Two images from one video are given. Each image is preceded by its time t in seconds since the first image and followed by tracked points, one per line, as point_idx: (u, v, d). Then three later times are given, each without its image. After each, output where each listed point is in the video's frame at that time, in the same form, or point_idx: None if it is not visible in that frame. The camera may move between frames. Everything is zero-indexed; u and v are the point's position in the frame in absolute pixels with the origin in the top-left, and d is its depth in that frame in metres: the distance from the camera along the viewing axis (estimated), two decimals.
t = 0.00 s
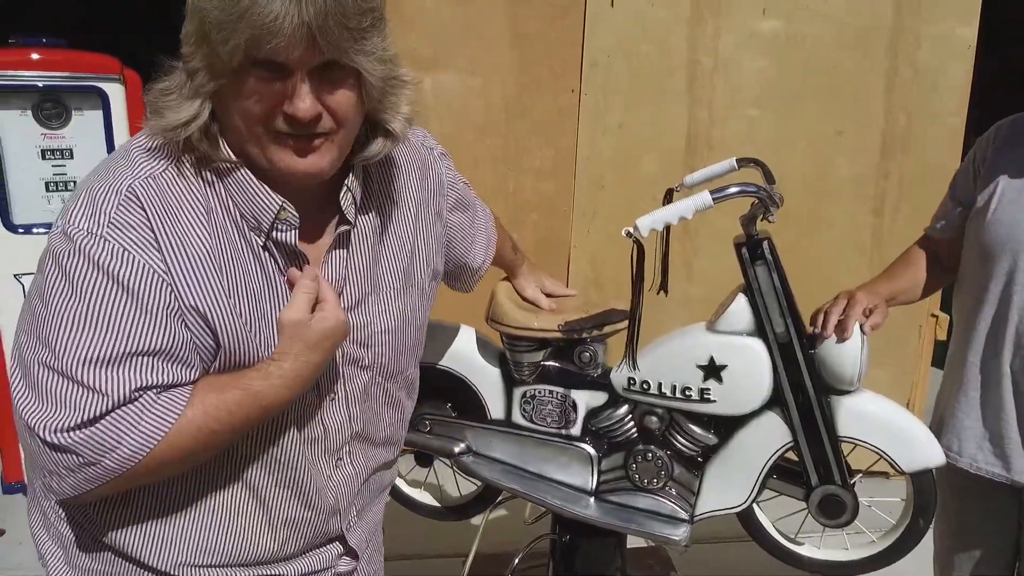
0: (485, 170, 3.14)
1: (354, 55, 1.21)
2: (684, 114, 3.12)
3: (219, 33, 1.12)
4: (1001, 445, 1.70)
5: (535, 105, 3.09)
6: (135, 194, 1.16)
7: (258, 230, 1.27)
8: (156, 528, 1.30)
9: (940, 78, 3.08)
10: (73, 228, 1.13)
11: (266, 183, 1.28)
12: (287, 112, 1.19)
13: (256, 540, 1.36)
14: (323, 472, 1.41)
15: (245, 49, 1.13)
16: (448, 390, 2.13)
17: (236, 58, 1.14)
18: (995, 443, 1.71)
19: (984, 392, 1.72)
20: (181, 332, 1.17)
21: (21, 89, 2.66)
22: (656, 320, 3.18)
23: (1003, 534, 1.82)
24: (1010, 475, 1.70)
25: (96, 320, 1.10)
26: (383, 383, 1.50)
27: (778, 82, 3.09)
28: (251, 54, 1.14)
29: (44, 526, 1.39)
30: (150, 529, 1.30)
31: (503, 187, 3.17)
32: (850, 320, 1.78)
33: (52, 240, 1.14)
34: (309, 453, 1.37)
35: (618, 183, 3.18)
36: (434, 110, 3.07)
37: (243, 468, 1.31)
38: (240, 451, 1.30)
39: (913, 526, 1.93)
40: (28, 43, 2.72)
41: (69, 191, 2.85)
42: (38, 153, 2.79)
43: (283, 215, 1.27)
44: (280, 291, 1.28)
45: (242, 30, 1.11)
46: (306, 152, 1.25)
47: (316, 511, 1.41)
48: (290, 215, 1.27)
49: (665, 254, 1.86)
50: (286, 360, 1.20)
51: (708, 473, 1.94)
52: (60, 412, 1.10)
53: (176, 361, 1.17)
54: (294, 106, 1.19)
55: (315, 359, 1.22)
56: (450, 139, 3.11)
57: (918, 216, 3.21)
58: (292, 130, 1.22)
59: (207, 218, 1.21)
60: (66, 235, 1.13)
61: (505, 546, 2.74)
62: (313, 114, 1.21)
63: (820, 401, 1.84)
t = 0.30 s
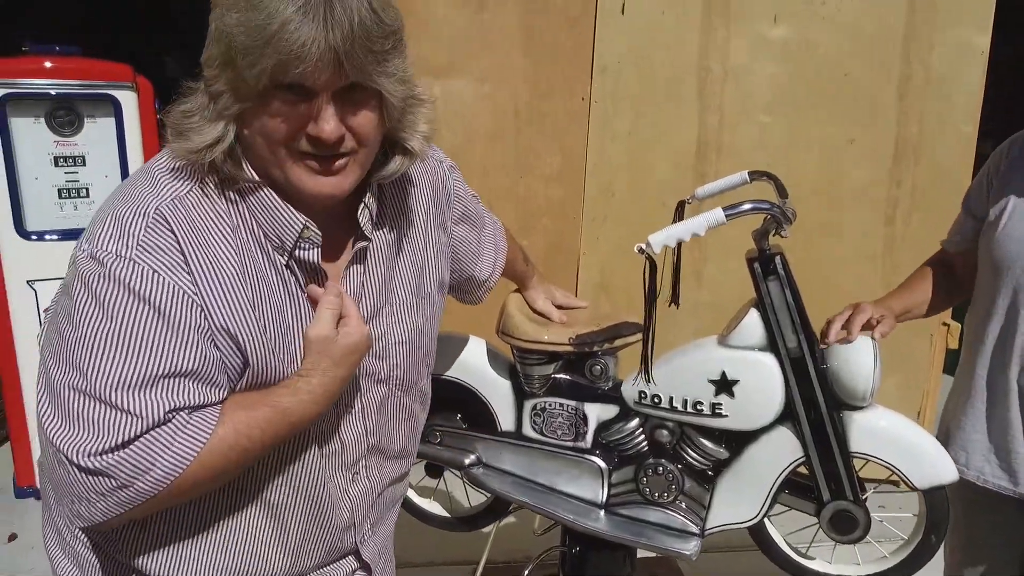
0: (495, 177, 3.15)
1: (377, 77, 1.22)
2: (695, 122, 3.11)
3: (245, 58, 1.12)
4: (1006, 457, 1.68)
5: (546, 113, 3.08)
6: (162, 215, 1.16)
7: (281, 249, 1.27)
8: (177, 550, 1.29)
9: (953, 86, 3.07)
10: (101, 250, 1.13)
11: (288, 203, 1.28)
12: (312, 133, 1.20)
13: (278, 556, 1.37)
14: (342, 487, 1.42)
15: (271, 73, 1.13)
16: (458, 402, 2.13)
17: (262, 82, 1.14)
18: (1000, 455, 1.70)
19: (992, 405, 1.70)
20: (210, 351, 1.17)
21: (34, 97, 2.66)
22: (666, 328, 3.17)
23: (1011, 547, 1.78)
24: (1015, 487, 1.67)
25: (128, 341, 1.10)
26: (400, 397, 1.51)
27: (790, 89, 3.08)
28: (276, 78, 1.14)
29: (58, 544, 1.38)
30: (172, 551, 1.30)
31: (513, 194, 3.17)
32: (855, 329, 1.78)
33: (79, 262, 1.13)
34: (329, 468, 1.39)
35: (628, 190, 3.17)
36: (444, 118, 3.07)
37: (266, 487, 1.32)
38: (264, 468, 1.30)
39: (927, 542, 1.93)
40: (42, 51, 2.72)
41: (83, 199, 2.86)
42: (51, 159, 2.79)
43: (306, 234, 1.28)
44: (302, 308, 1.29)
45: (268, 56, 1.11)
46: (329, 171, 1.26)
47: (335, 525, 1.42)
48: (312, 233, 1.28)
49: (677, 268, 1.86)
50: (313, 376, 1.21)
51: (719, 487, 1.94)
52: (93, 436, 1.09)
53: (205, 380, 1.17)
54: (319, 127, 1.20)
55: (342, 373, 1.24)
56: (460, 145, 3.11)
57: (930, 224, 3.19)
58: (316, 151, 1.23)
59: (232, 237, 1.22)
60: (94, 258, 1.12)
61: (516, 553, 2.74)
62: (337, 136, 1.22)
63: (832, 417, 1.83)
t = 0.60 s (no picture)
0: (503, 181, 3.14)
1: (407, 91, 1.23)
2: (705, 127, 3.09)
3: (280, 74, 1.12)
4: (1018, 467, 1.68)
5: (555, 117, 3.08)
6: (191, 224, 1.16)
7: (306, 256, 1.28)
8: (218, 566, 1.30)
9: (967, 90, 3.03)
10: (134, 261, 1.11)
11: (314, 211, 1.29)
12: (343, 147, 1.20)
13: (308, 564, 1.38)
14: (359, 496, 1.42)
15: (304, 91, 1.13)
16: (467, 408, 2.13)
17: (295, 98, 1.14)
18: (1013, 465, 1.69)
19: (1004, 414, 1.69)
20: (248, 356, 1.17)
21: (46, 100, 2.67)
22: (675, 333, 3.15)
23: None
24: None
25: (169, 350, 1.09)
26: (416, 402, 1.51)
27: (801, 93, 3.06)
28: (309, 94, 1.14)
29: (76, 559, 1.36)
30: (211, 569, 1.29)
31: (522, 198, 3.16)
32: (866, 339, 1.80)
33: (110, 275, 1.12)
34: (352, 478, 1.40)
35: (637, 195, 3.16)
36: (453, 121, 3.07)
37: (298, 495, 1.33)
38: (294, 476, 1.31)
39: (937, 552, 1.91)
40: (53, 54, 2.73)
41: (96, 202, 2.86)
42: (62, 163, 2.79)
43: (332, 241, 1.29)
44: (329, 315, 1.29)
45: (302, 73, 1.11)
46: (357, 184, 1.26)
47: (352, 533, 1.43)
48: (337, 240, 1.29)
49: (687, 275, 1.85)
50: (355, 381, 1.22)
51: (730, 496, 1.93)
52: (141, 445, 1.07)
53: (244, 386, 1.16)
54: (349, 142, 1.20)
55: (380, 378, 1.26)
56: (469, 149, 3.11)
57: (944, 230, 3.16)
58: (346, 164, 1.23)
59: (262, 246, 1.22)
60: (128, 269, 1.11)
61: (524, 559, 2.73)
62: (368, 151, 1.22)
63: (844, 426, 1.81)
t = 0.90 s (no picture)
0: (516, 185, 3.14)
1: (449, 110, 1.23)
2: (719, 131, 3.07)
3: (340, 101, 1.10)
4: None
5: (568, 121, 3.07)
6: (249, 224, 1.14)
7: (348, 256, 1.26)
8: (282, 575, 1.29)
9: (985, 94, 2.99)
10: (203, 261, 1.09)
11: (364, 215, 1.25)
12: (392, 168, 1.20)
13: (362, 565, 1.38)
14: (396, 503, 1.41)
15: (365, 117, 1.12)
16: (479, 415, 2.13)
17: (356, 123, 1.12)
18: None
19: None
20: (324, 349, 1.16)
21: (62, 105, 2.68)
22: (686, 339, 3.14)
23: None
24: None
25: (265, 342, 1.08)
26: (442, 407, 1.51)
27: (816, 97, 3.04)
28: (368, 120, 1.13)
29: None
30: None
31: (534, 202, 3.16)
32: (884, 348, 1.78)
33: (177, 277, 1.09)
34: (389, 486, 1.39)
35: (650, 199, 3.14)
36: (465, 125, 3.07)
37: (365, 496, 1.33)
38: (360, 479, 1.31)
39: (955, 566, 1.91)
40: (69, 59, 2.75)
41: (108, 206, 2.88)
42: (77, 166, 2.80)
43: (374, 239, 1.28)
44: (379, 315, 1.30)
45: (363, 100, 1.10)
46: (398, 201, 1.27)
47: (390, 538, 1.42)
48: (378, 238, 1.28)
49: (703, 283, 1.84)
50: (443, 380, 1.26)
51: (744, 506, 1.93)
52: (249, 438, 1.05)
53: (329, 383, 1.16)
54: (399, 163, 1.20)
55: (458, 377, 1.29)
56: (481, 153, 3.11)
57: (961, 236, 3.12)
58: (391, 183, 1.24)
59: (314, 247, 1.21)
60: (198, 270, 1.08)
61: (534, 563, 2.73)
62: (415, 170, 1.23)
63: (861, 438, 1.80)
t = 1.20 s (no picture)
0: (527, 186, 3.14)
1: (440, 92, 1.22)
2: (731, 131, 3.06)
3: (315, 73, 1.12)
4: None
5: (578, 121, 3.06)
6: (232, 224, 1.16)
7: (340, 257, 1.27)
8: (262, 560, 1.30)
9: (1001, 94, 2.96)
10: (178, 258, 1.12)
11: (348, 212, 1.29)
12: (376, 148, 1.19)
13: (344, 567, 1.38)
14: (388, 498, 1.43)
15: (341, 88, 1.13)
16: (489, 415, 2.13)
17: (332, 95, 1.13)
18: None
19: None
20: (290, 356, 1.18)
21: (76, 105, 2.71)
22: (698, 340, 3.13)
23: None
24: None
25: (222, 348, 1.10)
26: (441, 408, 1.52)
27: (828, 98, 3.02)
28: (345, 92, 1.14)
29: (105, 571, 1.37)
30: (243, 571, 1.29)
31: (545, 203, 3.16)
32: (897, 350, 1.76)
33: (152, 271, 1.13)
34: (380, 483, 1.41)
35: (661, 200, 3.14)
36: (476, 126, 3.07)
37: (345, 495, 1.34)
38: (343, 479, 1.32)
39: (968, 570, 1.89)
40: (84, 60, 2.77)
41: (122, 205, 2.90)
42: (92, 166, 2.83)
43: (368, 244, 1.28)
44: (370, 320, 1.30)
45: (336, 69, 1.11)
46: (392, 188, 1.25)
47: (387, 538, 1.43)
48: (372, 242, 1.28)
49: (714, 284, 1.84)
50: (408, 392, 1.26)
51: (756, 508, 1.92)
52: (187, 441, 1.09)
53: (287, 391, 1.17)
54: (382, 142, 1.18)
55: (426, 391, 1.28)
56: (492, 154, 3.11)
57: (975, 238, 3.10)
58: (379, 166, 1.22)
59: (301, 248, 1.22)
60: (171, 267, 1.11)
61: (543, 563, 2.73)
62: (402, 152, 1.20)
63: (873, 440, 1.79)
